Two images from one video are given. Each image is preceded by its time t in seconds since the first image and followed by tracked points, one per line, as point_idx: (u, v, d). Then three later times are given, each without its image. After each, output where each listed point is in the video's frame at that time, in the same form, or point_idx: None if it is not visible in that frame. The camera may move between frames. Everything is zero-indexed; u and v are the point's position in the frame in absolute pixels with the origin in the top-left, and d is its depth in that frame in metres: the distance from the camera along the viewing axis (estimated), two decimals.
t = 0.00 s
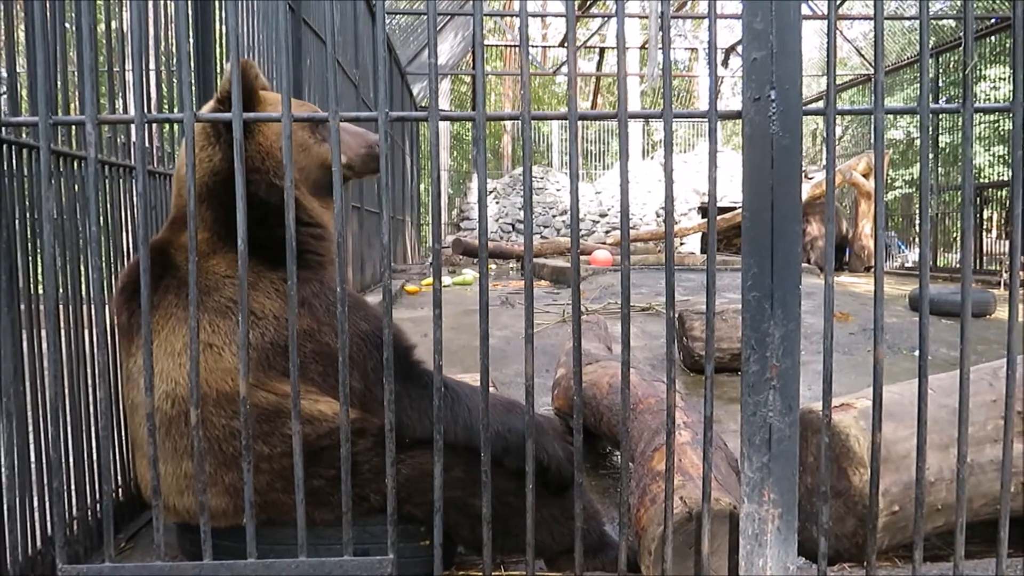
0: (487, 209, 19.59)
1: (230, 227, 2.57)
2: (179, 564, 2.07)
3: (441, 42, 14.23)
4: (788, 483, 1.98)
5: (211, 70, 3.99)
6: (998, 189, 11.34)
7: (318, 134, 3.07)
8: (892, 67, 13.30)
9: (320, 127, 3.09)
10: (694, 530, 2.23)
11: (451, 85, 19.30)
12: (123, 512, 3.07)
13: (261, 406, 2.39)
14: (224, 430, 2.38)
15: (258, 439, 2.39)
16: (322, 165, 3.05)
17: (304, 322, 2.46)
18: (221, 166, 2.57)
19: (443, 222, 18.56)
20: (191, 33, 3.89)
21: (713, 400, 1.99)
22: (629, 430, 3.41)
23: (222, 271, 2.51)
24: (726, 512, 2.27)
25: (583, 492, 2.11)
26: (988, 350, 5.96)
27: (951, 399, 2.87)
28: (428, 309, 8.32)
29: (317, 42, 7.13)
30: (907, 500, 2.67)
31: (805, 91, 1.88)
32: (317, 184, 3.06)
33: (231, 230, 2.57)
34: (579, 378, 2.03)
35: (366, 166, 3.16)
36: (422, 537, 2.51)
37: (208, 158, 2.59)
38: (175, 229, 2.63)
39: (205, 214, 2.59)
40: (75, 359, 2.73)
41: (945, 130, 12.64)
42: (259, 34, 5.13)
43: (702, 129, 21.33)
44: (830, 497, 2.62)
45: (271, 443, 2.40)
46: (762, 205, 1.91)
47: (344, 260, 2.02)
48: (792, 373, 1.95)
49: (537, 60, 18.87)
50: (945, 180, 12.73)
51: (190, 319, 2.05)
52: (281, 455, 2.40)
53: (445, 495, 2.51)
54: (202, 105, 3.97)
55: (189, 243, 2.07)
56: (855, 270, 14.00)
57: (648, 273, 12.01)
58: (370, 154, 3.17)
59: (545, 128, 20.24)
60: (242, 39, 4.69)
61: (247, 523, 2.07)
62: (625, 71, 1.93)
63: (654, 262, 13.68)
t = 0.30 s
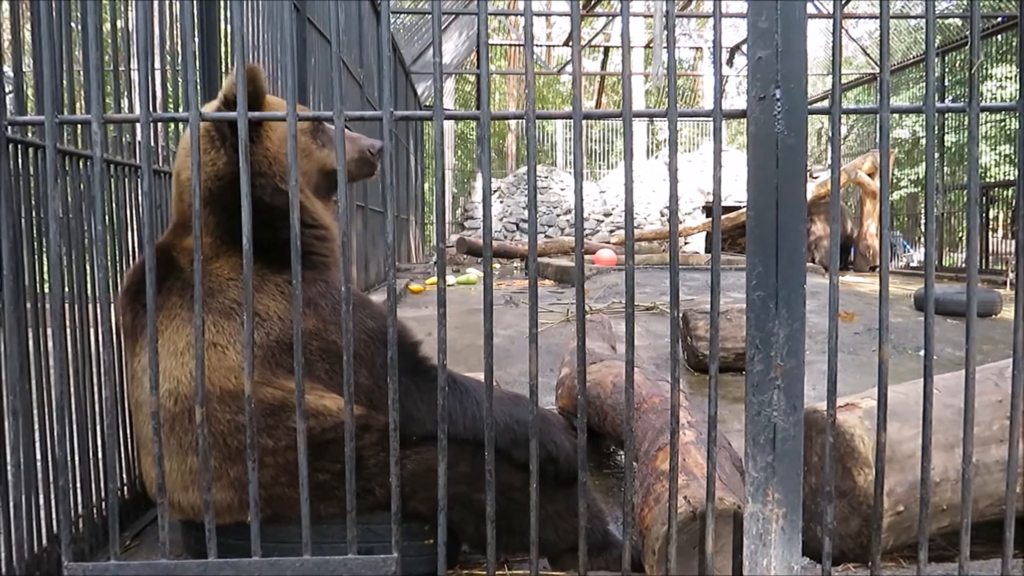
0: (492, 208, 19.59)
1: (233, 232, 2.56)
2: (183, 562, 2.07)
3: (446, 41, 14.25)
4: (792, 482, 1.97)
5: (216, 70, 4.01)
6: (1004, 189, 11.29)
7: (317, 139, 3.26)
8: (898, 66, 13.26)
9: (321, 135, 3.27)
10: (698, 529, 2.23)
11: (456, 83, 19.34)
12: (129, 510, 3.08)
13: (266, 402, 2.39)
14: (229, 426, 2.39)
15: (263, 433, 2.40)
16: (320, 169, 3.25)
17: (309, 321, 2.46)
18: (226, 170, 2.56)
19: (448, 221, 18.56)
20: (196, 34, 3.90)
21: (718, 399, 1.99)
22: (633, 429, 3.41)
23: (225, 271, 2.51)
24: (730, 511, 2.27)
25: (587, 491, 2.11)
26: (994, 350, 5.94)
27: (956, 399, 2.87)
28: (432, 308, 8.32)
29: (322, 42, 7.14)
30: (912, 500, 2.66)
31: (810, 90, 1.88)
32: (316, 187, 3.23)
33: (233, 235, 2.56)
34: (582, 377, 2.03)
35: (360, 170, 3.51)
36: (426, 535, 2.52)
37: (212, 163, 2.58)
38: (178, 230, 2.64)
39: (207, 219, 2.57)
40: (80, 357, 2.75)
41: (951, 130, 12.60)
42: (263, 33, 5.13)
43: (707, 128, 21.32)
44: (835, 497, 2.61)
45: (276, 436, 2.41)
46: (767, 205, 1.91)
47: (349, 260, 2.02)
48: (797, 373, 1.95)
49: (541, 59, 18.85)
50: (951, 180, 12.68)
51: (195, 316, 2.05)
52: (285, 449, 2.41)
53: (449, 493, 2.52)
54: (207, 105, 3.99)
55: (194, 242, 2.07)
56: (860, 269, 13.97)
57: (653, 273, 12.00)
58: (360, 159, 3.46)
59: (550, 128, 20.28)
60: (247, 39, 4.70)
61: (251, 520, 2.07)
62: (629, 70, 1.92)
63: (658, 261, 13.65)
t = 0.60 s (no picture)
0: (498, 207, 19.61)
1: (241, 230, 2.57)
2: (192, 560, 2.08)
3: (452, 41, 14.26)
4: (799, 482, 1.97)
5: (224, 70, 4.02)
6: (1012, 187, 11.23)
7: (324, 142, 3.28)
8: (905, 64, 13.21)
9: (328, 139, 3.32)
10: (704, 528, 2.24)
11: (461, 83, 19.38)
12: (137, 509, 3.10)
13: (273, 402, 2.40)
14: (237, 427, 2.40)
15: (271, 433, 2.41)
16: (326, 173, 3.27)
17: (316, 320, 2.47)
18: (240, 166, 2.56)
19: (454, 220, 18.58)
20: (204, 34, 3.92)
21: (724, 398, 1.99)
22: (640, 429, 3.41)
23: (232, 272, 2.52)
24: (737, 511, 2.27)
25: (594, 491, 2.11)
26: (1002, 350, 5.92)
27: (964, 398, 2.86)
28: (438, 308, 8.34)
29: (328, 42, 7.15)
30: (919, 500, 2.66)
31: (816, 89, 1.87)
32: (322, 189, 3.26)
33: (242, 231, 2.58)
34: (589, 377, 2.03)
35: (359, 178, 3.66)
36: (433, 535, 2.53)
37: (228, 156, 2.57)
38: (185, 230, 2.65)
39: (217, 214, 2.57)
40: (88, 357, 2.76)
41: (959, 128, 12.54)
42: (270, 33, 5.15)
43: (713, 127, 21.29)
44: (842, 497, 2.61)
45: (283, 435, 2.42)
46: (773, 204, 1.91)
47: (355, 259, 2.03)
48: (803, 372, 1.95)
49: (547, 58, 18.85)
50: (958, 179, 12.63)
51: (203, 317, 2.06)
52: (292, 449, 2.42)
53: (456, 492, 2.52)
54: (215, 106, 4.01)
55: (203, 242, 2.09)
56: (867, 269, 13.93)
57: (659, 272, 11.99)
58: (363, 168, 3.71)
59: (556, 127, 20.29)
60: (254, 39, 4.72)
61: (260, 519, 2.08)
62: (635, 70, 1.92)
63: (664, 260, 13.64)
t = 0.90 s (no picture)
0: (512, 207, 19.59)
1: (255, 229, 2.59)
2: (208, 558, 2.09)
3: (466, 40, 14.28)
4: (815, 482, 1.96)
5: (240, 71, 4.05)
6: None
7: (336, 142, 3.30)
8: (923, 62, 13.09)
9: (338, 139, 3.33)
10: (719, 528, 2.23)
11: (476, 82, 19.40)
12: (154, 506, 3.13)
13: (286, 401, 2.42)
14: (251, 427, 2.41)
15: (284, 432, 2.43)
16: (336, 172, 3.28)
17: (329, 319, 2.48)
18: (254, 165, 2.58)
19: (468, 220, 18.59)
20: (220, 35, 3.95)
21: (739, 398, 1.98)
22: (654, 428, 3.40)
23: (245, 272, 2.54)
24: (752, 511, 2.26)
25: (608, 490, 2.11)
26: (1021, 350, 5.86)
27: (982, 399, 2.84)
28: (452, 307, 8.35)
29: (342, 42, 7.17)
30: (937, 501, 2.64)
31: (832, 87, 1.86)
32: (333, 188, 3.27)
33: (256, 231, 2.59)
34: (603, 376, 2.02)
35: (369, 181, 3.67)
36: (447, 533, 2.53)
37: (241, 155, 2.59)
38: (199, 231, 2.67)
39: (231, 212, 2.58)
40: (106, 355, 2.79)
41: (977, 126, 12.42)
42: (285, 33, 5.17)
43: (728, 126, 21.19)
44: (859, 497, 2.59)
45: (297, 435, 2.43)
46: (789, 203, 1.89)
47: (370, 258, 2.03)
48: (819, 372, 1.94)
49: (562, 57, 18.82)
50: (976, 177, 12.51)
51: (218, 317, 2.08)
52: (306, 448, 2.43)
53: (470, 491, 2.53)
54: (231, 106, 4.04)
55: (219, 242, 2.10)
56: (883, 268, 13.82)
57: (673, 271, 11.95)
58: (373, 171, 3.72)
59: (570, 126, 20.26)
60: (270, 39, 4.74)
61: (275, 517, 2.09)
62: (649, 68, 1.92)
63: (679, 260, 13.59)
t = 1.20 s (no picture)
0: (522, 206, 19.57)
1: (266, 230, 2.60)
2: (220, 556, 2.10)
3: (477, 40, 14.27)
4: (827, 483, 1.95)
5: (252, 71, 4.08)
6: None
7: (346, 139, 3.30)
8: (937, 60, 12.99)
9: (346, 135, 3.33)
10: (730, 529, 2.23)
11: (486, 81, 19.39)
12: (167, 503, 3.15)
13: (296, 400, 2.43)
14: (261, 425, 2.43)
15: (294, 430, 2.44)
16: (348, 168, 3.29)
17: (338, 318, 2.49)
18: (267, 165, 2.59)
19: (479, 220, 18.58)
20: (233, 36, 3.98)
21: (750, 398, 1.98)
22: (665, 428, 3.39)
23: (255, 272, 2.55)
24: (763, 511, 2.25)
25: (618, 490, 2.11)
26: None
27: (996, 399, 2.82)
28: (463, 307, 8.35)
29: (354, 41, 7.19)
30: (950, 502, 2.62)
31: (844, 86, 1.85)
32: (345, 185, 3.28)
33: (267, 232, 2.61)
34: (613, 376, 2.02)
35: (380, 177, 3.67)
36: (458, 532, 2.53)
37: (256, 156, 2.61)
38: (210, 232, 2.69)
39: (243, 213, 2.59)
40: (119, 353, 2.81)
41: (993, 124, 12.31)
42: (297, 33, 5.20)
43: (740, 125, 21.11)
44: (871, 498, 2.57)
45: (306, 433, 2.44)
46: (801, 203, 1.89)
47: (381, 259, 2.04)
48: (831, 372, 1.93)
49: (573, 57, 18.79)
50: (991, 176, 12.40)
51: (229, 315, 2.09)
52: (316, 446, 2.44)
53: (481, 489, 2.53)
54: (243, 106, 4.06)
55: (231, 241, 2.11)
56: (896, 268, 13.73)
57: (684, 271, 11.91)
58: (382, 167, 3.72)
59: (581, 125, 20.22)
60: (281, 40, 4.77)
61: (287, 516, 2.10)
62: (660, 68, 1.91)
63: (690, 259, 13.55)
